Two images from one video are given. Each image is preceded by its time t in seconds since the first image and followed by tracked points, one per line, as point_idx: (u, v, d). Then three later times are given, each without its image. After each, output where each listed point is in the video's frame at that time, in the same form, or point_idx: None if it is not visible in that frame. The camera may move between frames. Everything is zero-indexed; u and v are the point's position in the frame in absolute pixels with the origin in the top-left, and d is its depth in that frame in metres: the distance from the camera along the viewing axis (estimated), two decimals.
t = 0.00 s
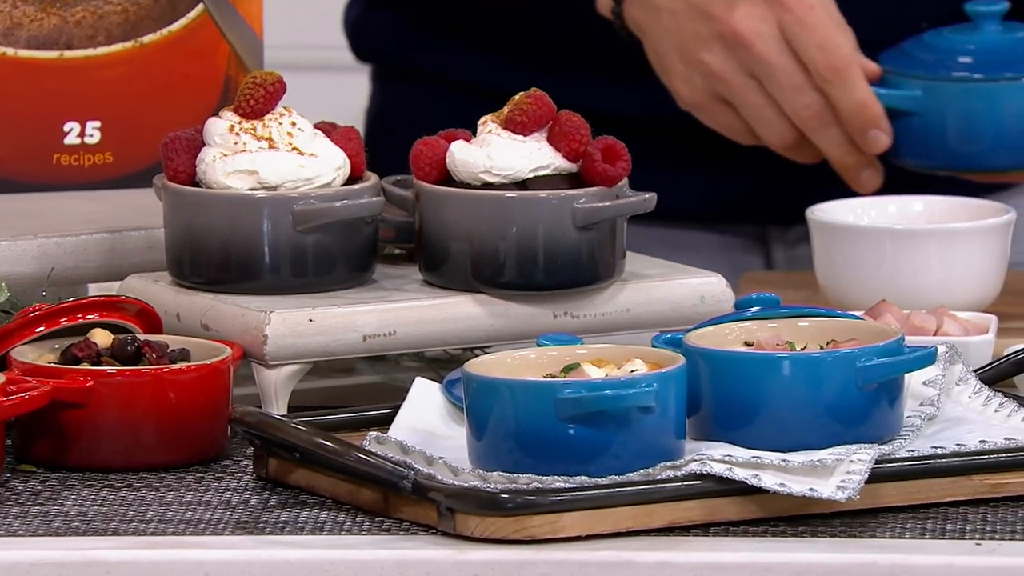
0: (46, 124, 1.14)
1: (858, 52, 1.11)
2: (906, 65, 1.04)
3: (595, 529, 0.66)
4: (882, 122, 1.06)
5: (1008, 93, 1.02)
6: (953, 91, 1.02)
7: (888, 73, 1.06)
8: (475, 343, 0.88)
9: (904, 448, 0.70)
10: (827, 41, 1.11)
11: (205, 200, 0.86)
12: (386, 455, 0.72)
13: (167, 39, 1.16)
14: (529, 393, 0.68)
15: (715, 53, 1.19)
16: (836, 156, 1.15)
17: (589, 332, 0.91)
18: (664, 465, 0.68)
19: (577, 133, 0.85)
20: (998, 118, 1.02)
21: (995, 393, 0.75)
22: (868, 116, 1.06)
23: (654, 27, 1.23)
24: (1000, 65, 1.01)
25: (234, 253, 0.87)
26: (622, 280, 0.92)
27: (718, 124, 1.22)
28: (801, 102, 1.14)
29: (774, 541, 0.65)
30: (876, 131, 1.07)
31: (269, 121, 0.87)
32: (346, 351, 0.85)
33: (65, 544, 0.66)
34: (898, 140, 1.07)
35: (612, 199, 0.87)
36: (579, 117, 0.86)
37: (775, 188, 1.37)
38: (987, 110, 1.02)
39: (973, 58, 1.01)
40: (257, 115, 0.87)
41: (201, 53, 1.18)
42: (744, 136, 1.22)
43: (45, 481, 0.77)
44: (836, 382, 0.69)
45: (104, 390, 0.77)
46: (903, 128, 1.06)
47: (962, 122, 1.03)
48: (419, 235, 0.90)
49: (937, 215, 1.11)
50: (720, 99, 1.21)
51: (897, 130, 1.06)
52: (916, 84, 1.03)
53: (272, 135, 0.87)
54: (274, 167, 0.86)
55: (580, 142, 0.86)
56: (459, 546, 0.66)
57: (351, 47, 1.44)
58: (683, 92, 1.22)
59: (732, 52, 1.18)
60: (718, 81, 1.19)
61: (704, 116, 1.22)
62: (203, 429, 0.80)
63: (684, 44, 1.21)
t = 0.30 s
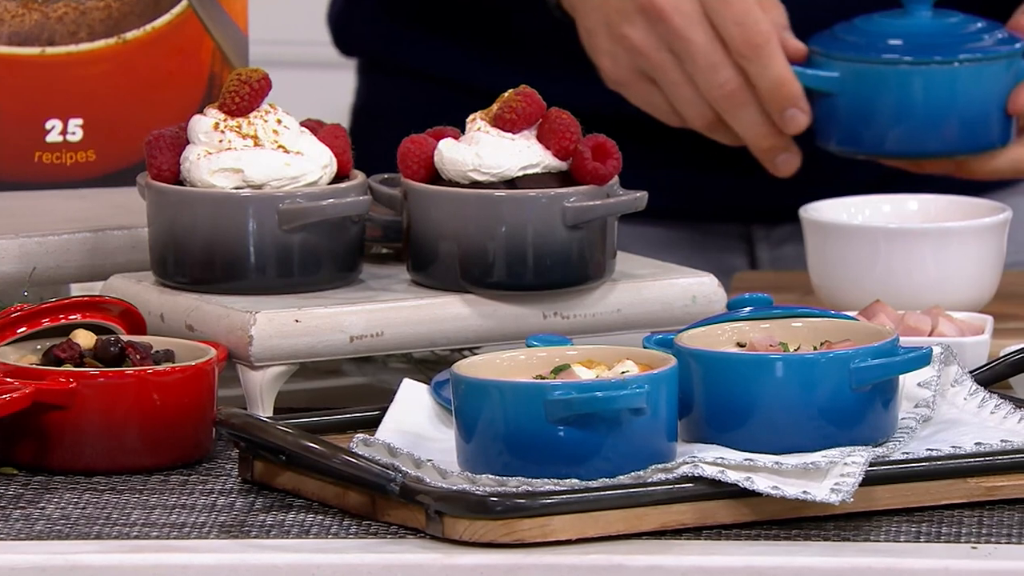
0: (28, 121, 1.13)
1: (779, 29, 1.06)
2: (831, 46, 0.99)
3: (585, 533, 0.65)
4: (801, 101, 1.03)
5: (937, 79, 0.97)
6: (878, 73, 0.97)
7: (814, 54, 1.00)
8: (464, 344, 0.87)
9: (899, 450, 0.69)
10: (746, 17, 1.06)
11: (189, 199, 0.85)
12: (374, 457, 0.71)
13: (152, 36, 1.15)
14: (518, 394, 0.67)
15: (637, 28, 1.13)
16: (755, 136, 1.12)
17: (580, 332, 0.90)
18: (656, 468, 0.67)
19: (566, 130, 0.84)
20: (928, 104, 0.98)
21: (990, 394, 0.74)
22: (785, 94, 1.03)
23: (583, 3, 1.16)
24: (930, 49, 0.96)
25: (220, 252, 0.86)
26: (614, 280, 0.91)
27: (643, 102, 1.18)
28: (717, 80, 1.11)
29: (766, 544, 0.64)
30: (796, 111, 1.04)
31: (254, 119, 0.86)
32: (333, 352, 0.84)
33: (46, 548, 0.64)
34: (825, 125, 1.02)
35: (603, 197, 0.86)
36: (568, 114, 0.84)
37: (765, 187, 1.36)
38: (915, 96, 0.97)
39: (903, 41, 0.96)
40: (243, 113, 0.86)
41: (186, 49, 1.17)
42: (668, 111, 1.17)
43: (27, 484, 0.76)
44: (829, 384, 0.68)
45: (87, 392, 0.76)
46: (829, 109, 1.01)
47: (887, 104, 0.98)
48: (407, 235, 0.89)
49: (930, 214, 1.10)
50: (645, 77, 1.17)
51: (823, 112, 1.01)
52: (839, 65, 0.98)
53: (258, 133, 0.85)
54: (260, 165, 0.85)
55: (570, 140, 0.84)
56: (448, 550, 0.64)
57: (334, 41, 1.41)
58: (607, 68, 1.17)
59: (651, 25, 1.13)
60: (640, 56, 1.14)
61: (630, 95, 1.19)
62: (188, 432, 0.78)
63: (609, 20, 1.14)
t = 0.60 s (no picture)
0: None
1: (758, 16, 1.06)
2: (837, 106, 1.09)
3: (566, 537, 0.64)
4: (768, 101, 1.05)
5: (930, 135, 1.08)
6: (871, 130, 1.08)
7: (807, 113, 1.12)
8: (443, 345, 0.86)
9: (883, 453, 0.68)
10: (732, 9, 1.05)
11: (164, 198, 0.84)
12: (352, 460, 0.70)
13: (125, 32, 1.14)
14: (498, 396, 0.66)
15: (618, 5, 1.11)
16: (709, 129, 1.08)
17: (562, 333, 0.89)
18: (638, 470, 0.66)
19: (547, 127, 0.83)
20: (919, 156, 1.09)
21: (976, 396, 0.73)
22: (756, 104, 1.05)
23: None
24: (918, 106, 1.07)
25: (195, 252, 0.84)
26: (596, 280, 0.90)
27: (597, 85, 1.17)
28: (685, 64, 1.07)
29: (750, 548, 0.63)
30: (763, 113, 1.05)
31: (230, 116, 0.85)
32: (310, 353, 0.83)
33: (17, 553, 0.63)
34: (817, 179, 1.15)
35: (583, 197, 0.85)
36: (550, 112, 0.84)
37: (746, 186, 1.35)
38: (905, 150, 1.09)
39: (895, 101, 1.08)
40: (218, 110, 0.85)
41: (159, 45, 1.15)
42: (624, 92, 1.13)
43: None
44: (813, 385, 0.67)
45: (60, 394, 0.75)
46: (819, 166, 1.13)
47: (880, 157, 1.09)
48: (385, 234, 0.87)
49: (915, 214, 1.09)
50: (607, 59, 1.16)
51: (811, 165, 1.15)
52: (830, 124, 1.10)
53: (233, 131, 0.84)
54: (236, 163, 0.83)
55: (551, 137, 0.83)
56: (427, 554, 0.63)
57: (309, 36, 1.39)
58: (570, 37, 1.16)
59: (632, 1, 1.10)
60: (610, 29, 1.12)
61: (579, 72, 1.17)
62: (163, 434, 0.77)
63: None
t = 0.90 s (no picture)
0: None
1: None
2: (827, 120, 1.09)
3: (538, 540, 0.63)
4: (890, 42, 1.09)
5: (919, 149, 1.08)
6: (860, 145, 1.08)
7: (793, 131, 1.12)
8: (413, 347, 0.85)
9: (859, 455, 0.67)
10: None
11: (129, 196, 0.82)
12: (320, 463, 0.69)
13: (88, 28, 1.12)
14: (469, 398, 0.65)
15: None
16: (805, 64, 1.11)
17: (534, 334, 0.88)
18: (611, 473, 0.65)
19: (518, 125, 0.82)
20: (907, 169, 1.09)
21: (953, 398, 0.72)
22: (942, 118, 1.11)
23: None
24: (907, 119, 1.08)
25: (161, 251, 0.83)
26: (568, 280, 0.89)
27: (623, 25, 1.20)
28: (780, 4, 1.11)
29: (724, 551, 0.62)
30: (886, 52, 1.09)
31: (196, 114, 0.84)
32: (278, 354, 0.81)
33: None
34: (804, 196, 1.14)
35: (556, 195, 0.83)
36: (521, 110, 0.83)
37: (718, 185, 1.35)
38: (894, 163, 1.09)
39: (884, 115, 1.08)
40: (184, 108, 0.84)
41: (124, 42, 1.14)
42: (687, 69, 1.16)
43: None
44: (789, 387, 0.67)
45: (23, 396, 0.73)
46: (807, 181, 1.12)
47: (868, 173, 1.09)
48: (354, 234, 0.86)
49: (892, 213, 1.08)
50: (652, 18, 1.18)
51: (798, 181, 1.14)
52: (819, 140, 1.09)
53: (200, 129, 0.83)
54: (202, 162, 0.82)
55: (522, 135, 0.82)
56: (397, 559, 0.62)
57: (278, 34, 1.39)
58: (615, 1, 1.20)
59: None
60: None
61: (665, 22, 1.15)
62: (129, 436, 0.75)
63: None
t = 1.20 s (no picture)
0: None
1: None
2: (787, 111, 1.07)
3: (495, 545, 0.62)
4: (883, 37, 1.09)
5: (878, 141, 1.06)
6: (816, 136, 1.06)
7: (748, 122, 1.09)
8: (368, 348, 0.83)
9: (820, 457, 0.66)
10: None
11: (78, 195, 0.81)
12: (273, 466, 0.68)
13: (35, 24, 1.09)
14: (425, 400, 0.64)
15: None
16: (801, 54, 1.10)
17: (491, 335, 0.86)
18: (569, 476, 0.64)
19: (474, 123, 0.81)
20: (864, 162, 1.07)
21: (915, 398, 0.72)
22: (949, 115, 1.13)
23: None
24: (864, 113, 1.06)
25: (112, 250, 0.81)
26: (525, 280, 0.87)
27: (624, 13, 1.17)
28: None
29: (684, 555, 0.61)
30: (876, 46, 1.08)
31: (147, 111, 0.82)
32: (231, 355, 0.80)
33: None
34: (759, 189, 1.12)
35: (513, 194, 0.82)
36: (477, 108, 0.82)
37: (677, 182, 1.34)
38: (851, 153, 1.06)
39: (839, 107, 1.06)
40: (134, 105, 0.82)
41: (72, 39, 1.11)
42: (701, 59, 1.13)
43: None
44: (749, 388, 0.66)
45: None
46: (763, 174, 1.10)
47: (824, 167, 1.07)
48: (308, 233, 0.85)
49: (853, 211, 1.07)
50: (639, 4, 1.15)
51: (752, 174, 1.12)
52: (775, 131, 1.07)
53: (150, 127, 0.81)
54: (153, 160, 0.80)
55: (478, 133, 0.81)
56: (352, 563, 0.61)
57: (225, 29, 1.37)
58: None
59: None
60: None
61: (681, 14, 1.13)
62: (78, 440, 0.74)
63: None
